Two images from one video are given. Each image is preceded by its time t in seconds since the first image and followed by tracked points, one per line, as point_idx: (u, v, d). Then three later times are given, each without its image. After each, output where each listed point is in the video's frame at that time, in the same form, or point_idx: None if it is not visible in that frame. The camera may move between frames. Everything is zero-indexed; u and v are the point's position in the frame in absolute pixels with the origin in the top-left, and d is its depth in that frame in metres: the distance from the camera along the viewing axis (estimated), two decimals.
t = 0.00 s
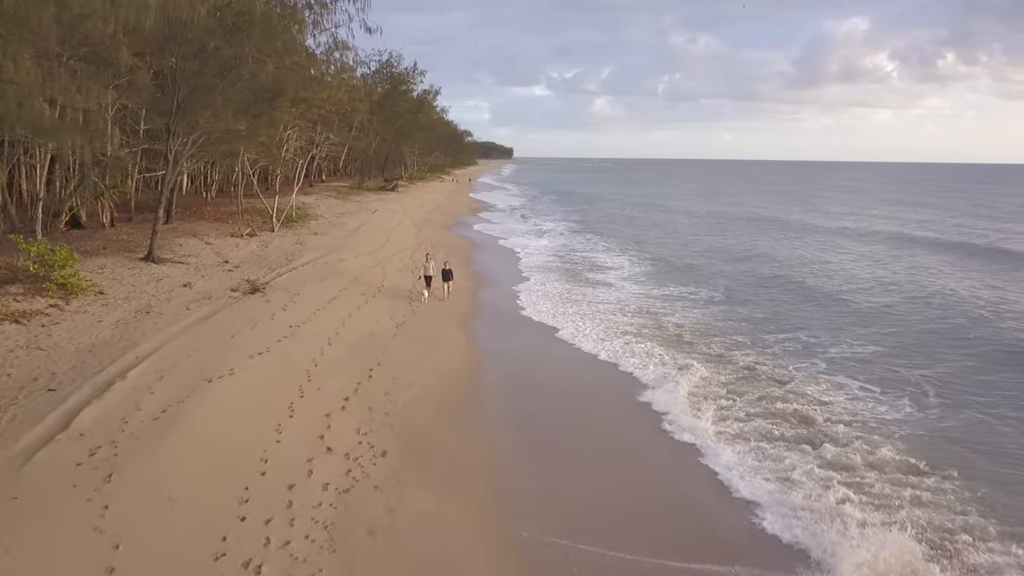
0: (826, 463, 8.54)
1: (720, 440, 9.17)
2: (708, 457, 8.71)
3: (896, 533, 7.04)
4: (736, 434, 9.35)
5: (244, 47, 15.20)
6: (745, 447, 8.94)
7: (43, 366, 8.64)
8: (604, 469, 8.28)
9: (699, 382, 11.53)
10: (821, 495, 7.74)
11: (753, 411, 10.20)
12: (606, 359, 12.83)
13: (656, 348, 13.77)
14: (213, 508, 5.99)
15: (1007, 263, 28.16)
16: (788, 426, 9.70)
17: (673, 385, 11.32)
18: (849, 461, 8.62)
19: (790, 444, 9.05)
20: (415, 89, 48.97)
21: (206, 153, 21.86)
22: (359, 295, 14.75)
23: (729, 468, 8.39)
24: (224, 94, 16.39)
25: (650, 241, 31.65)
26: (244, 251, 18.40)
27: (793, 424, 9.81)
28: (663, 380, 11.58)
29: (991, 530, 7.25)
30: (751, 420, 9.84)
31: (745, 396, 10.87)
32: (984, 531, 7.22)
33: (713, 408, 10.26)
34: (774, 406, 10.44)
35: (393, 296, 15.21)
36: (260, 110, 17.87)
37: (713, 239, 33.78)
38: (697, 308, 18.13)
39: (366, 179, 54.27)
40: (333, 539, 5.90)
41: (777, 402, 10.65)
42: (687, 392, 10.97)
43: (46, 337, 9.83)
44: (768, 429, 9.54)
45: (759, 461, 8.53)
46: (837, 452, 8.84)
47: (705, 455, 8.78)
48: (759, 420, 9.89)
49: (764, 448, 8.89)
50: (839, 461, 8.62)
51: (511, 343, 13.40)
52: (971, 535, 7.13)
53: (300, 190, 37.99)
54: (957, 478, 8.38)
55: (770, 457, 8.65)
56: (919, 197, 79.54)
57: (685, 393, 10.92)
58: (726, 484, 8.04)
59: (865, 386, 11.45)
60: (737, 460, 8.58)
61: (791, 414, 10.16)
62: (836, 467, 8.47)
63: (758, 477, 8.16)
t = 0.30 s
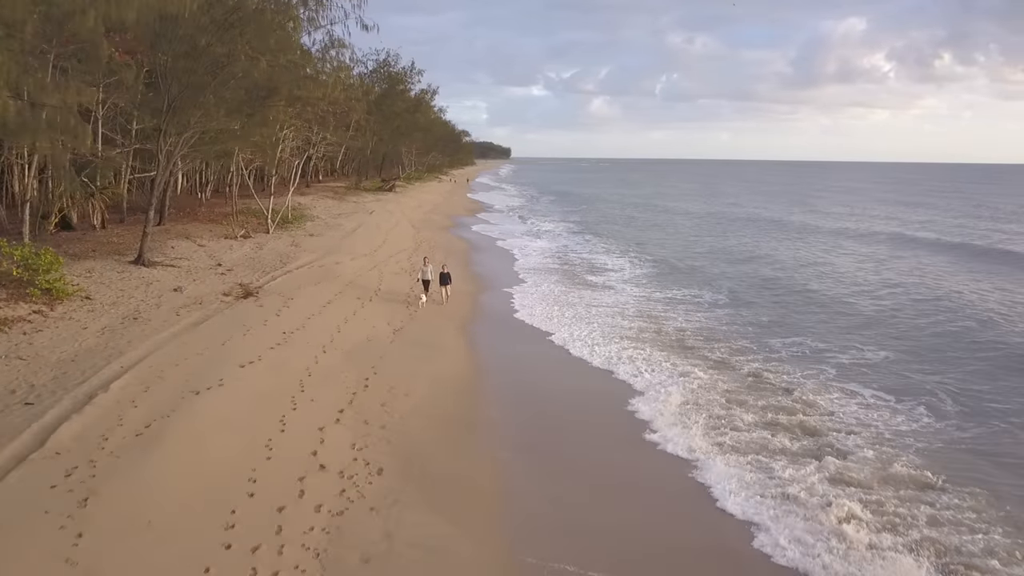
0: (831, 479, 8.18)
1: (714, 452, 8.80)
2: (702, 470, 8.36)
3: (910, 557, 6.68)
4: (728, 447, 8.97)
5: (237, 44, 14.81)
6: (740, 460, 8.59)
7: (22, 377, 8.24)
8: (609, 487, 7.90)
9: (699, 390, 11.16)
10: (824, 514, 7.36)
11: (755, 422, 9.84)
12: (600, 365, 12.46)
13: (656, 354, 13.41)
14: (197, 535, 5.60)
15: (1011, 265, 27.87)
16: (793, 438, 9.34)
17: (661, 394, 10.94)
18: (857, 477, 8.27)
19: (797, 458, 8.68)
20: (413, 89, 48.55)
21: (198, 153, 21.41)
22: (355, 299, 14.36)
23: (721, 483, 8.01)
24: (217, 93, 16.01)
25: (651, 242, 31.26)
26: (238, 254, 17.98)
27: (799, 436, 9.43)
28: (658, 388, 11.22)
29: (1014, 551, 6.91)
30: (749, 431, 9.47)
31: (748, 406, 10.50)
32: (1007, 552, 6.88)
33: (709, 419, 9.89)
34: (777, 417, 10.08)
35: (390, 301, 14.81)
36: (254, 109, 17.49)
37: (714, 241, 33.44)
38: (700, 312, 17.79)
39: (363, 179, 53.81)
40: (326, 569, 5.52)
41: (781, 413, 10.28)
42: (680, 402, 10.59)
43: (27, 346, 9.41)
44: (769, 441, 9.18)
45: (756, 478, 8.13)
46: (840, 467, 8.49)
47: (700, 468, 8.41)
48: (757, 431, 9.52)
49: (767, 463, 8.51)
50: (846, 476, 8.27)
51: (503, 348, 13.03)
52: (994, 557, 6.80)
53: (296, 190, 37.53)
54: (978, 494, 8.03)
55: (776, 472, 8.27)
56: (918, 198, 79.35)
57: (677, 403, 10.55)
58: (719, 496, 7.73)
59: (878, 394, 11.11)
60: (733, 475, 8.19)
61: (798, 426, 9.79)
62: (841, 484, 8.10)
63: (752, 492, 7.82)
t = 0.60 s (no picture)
0: (834, 495, 7.82)
1: (701, 466, 8.43)
2: (711, 485, 7.98)
3: None
4: (716, 460, 8.60)
5: (229, 41, 14.41)
6: (734, 474, 8.24)
7: None
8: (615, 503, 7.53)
9: (699, 399, 10.77)
10: (819, 537, 6.97)
11: (757, 433, 9.47)
12: (592, 371, 12.06)
13: (655, 360, 13.01)
14: (179, 565, 5.21)
15: (1016, 266, 27.57)
16: (799, 451, 8.97)
17: (652, 403, 10.55)
18: (874, 493, 7.91)
19: (809, 473, 8.31)
20: (410, 88, 48.06)
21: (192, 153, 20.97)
22: (352, 303, 13.97)
23: (709, 499, 7.65)
24: (209, 92, 15.58)
25: (652, 244, 30.90)
26: (231, 256, 17.57)
27: (808, 448, 9.08)
28: (652, 396, 10.83)
29: None
30: (750, 444, 9.10)
31: (752, 416, 10.13)
32: None
33: (704, 430, 9.51)
34: (781, 428, 9.70)
35: (387, 304, 14.43)
36: (248, 108, 17.04)
37: (715, 242, 33.08)
38: (704, 316, 17.42)
39: (360, 179, 53.28)
40: None
41: (789, 422, 9.96)
42: (671, 411, 10.21)
43: (7, 355, 8.99)
44: (770, 454, 8.80)
45: (741, 494, 7.77)
46: (849, 482, 8.15)
47: (690, 483, 8.03)
48: (758, 443, 9.15)
49: (762, 476, 8.15)
50: (853, 486, 8.06)
51: (497, 353, 12.64)
52: None
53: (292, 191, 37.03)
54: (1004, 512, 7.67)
55: (776, 488, 7.89)
56: (917, 198, 79.22)
57: (668, 412, 10.17)
58: (705, 514, 7.36)
59: (892, 403, 10.75)
60: (718, 492, 7.82)
61: (806, 437, 9.42)
62: (844, 500, 7.72)
63: (741, 509, 7.45)
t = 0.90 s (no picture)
0: (833, 503, 7.65)
1: (699, 473, 8.23)
2: (714, 492, 7.78)
3: None
4: (711, 467, 8.40)
5: (226, 39, 14.18)
6: (731, 481, 8.04)
7: None
8: (618, 512, 7.33)
9: (698, 403, 10.57)
10: (819, 549, 6.77)
11: (757, 438, 9.30)
12: (585, 373, 11.87)
13: (654, 363, 12.82)
14: None
15: (1018, 266, 27.44)
16: (802, 457, 8.80)
17: (647, 407, 10.35)
18: (881, 502, 7.73)
19: (815, 481, 8.13)
20: (409, 88, 47.81)
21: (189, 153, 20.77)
22: (350, 305, 13.79)
23: (708, 508, 7.45)
24: (205, 91, 15.36)
25: (652, 244, 30.75)
26: (228, 257, 17.37)
27: (812, 454, 8.90)
28: (652, 400, 10.65)
29: None
30: (749, 450, 8.92)
31: (753, 421, 9.96)
32: None
33: (700, 436, 9.32)
34: (781, 434, 9.53)
35: (386, 306, 14.24)
36: (244, 107, 16.79)
37: (716, 243, 32.93)
38: (706, 318, 17.23)
39: (359, 179, 53.05)
40: None
41: (792, 427, 9.81)
42: (666, 416, 10.01)
43: None
44: (769, 461, 8.63)
45: (741, 503, 7.57)
46: (853, 490, 7.98)
47: (689, 491, 7.83)
48: (756, 449, 8.97)
49: (760, 484, 7.96)
50: (857, 492, 7.94)
51: (494, 356, 12.45)
52: None
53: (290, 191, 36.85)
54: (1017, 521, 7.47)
55: (774, 496, 7.70)
56: (916, 198, 79.18)
57: (663, 417, 9.97)
58: (705, 523, 7.17)
59: (901, 407, 10.57)
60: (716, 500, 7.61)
61: (810, 444, 9.22)
62: (844, 509, 7.54)
63: (743, 517, 7.27)
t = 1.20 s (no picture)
0: (839, 521, 7.28)
1: (692, 491, 7.81)
2: (723, 510, 7.41)
3: None
4: (703, 485, 7.96)
5: (217, 36, 13.71)
6: (726, 500, 7.62)
7: None
8: (625, 535, 6.94)
9: (698, 414, 10.20)
10: None
11: (767, 452, 8.93)
12: (576, 382, 11.47)
13: (653, 369, 12.44)
14: None
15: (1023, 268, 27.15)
16: (813, 471, 8.45)
17: (638, 418, 9.93)
18: (897, 520, 7.37)
19: (827, 498, 7.77)
20: (406, 88, 47.37)
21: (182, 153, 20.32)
22: (346, 311, 13.39)
23: (716, 529, 7.07)
24: (197, 90, 14.96)
25: (653, 245, 30.39)
26: (221, 260, 16.96)
27: (825, 467, 8.56)
28: (657, 410, 10.28)
29: None
30: (749, 463, 8.54)
31: (758, 433, 9.60)
32: None
33: (694, 449, 8.92)
34: (788, 447, 9.17)
35: (383, 312, 13.84)
36: (237, 106, 16.38)
37: (717, 244, 32.59)
38: (710, 322, 16.88)
39: (356, 180, 52.61)
40: None
41: (801, 438, 9.50)
42: (657, 427, 9.59)
43: None
44: (772, 475, 8.27)
45: (733, 524, 7.14)
46: (866, 507, 7.62)
47: (696, 509, 7.44)
48: (755, 463, 8.59)
49: (757, 502, 7.57)
50: (865, 504, 7.67)
51: (488, 363, 12.04)
52: None
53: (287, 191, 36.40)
54: None
55: (773, 514, 7.30)
56: (915, 198, 79.01)
57: (654, 428, 9.54)
58: (715, 546, 6.78)
59: (915, 417, 10.22)
60: (708, 521, 7.19)
61: (820, 456, 8.86)
62: (854, 528, 7.17)
63: (754, 539, 6.88)
